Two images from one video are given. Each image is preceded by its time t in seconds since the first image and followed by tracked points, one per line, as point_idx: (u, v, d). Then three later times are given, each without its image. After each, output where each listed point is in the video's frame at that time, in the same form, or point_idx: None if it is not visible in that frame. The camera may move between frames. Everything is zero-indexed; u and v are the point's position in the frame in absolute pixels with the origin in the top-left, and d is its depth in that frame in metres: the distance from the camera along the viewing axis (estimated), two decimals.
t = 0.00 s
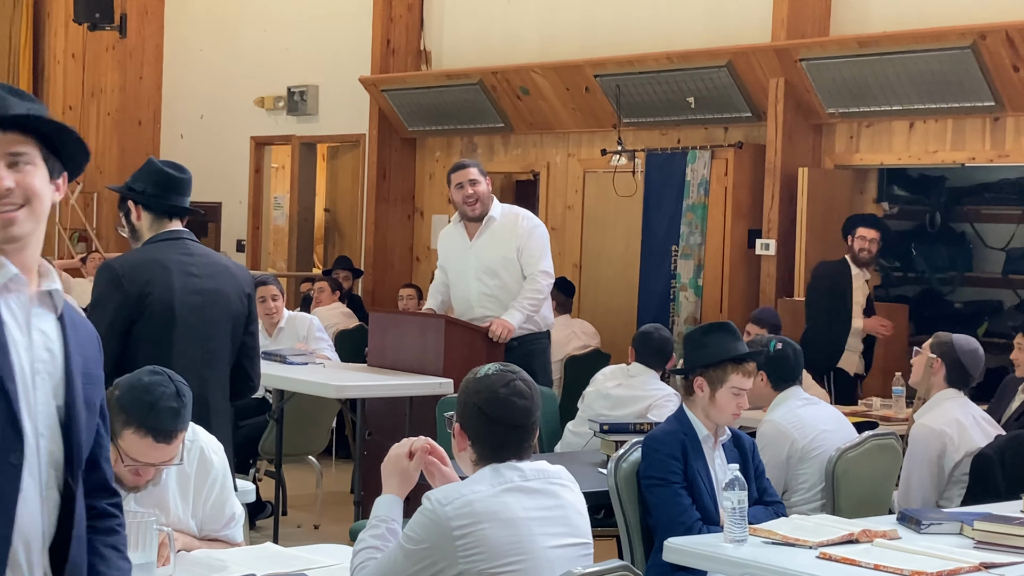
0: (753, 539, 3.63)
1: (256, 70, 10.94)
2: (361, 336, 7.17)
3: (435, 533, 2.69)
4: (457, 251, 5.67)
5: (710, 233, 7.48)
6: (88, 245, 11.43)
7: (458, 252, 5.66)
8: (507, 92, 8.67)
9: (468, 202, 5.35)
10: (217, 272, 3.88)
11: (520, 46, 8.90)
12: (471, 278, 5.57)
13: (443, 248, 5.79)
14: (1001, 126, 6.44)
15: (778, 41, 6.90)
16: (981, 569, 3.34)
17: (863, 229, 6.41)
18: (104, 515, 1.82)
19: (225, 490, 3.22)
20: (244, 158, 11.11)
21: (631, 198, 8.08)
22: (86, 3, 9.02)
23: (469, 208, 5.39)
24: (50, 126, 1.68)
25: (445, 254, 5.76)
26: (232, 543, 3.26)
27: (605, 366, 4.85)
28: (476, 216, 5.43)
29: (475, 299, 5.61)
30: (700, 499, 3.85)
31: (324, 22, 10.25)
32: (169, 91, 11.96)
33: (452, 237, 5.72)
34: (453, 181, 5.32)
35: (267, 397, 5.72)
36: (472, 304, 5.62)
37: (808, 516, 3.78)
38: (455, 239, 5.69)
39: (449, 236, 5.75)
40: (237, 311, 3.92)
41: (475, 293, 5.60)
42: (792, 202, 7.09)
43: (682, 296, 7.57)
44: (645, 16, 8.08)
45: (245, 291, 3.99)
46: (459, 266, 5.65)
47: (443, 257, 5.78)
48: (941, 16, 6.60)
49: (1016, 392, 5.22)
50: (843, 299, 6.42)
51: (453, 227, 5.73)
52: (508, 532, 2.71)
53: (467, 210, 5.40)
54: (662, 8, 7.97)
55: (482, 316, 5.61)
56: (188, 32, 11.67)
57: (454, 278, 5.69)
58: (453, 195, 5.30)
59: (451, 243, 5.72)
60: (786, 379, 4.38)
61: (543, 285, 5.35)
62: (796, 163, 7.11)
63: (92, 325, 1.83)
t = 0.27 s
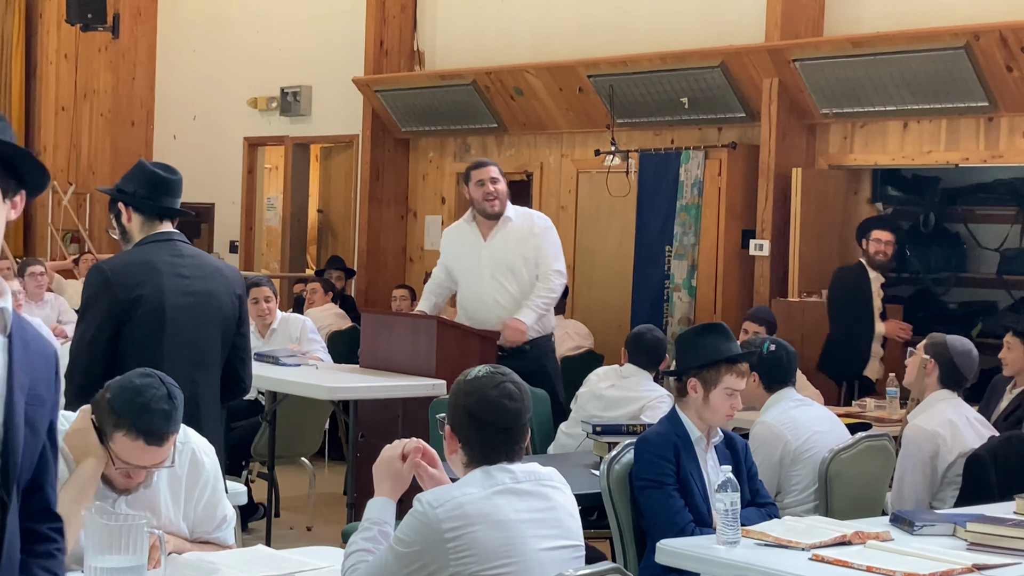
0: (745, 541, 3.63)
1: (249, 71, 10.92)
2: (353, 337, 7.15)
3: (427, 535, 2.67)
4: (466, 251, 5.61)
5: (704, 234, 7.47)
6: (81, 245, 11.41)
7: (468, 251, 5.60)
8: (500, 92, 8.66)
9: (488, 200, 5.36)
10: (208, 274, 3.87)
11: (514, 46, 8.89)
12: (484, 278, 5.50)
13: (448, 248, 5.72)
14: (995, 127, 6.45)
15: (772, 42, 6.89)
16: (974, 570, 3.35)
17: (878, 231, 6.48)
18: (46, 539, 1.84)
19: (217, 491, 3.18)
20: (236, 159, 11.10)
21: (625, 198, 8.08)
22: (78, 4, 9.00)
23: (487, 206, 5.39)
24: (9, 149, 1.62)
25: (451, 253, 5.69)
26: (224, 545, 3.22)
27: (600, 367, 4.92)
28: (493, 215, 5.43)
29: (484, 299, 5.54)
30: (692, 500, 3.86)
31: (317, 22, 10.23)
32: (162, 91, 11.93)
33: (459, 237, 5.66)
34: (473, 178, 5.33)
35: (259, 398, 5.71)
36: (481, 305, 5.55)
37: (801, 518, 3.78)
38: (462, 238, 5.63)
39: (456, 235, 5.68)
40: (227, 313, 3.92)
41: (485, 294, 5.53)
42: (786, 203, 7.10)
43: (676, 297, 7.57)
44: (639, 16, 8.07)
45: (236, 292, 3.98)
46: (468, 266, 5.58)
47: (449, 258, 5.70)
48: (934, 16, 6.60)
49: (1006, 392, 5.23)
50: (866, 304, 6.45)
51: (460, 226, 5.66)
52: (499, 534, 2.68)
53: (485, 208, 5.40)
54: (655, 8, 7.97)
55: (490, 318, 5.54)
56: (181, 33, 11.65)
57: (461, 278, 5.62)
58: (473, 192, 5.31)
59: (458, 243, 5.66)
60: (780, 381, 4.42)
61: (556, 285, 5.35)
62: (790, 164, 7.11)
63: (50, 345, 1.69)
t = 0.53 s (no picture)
0: (732, 540, 3.62)
1: (235, 69, 10.88)
2: (339, 337, 7.13)
3: (413, 537, 2.64)
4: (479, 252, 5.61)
5: (691, 233, 7.47)
6: (66, 246, 11.31)
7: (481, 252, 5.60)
8: (488, 91, 8.65)
9: (511, 202, 5.42)
10: (191, 274, 3.85)
11: (501, 45, 8.87)
12: (504, 280, 5.52)
13: (457, 248, 5.71)
14: (982, 125, 6.46)
15: (759, 41, 6.89)
16: (961, 569, 3.35)
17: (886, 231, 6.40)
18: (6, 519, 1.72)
19: (201, 492, 3.16)
20: (222, 158, 11.06)
21: (613, 197, 8.05)
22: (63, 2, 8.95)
23: (507, 208, 5.44)
24: None
25: (461, 254, 5.69)
26: (209, 547, 3.21)
27: (587, 366, 4.95)
28: (513, 217, 5.49)
29: (498, 300, 5.54)
30: (679, 500, 3.86)
31: (303, 20, 10.19)
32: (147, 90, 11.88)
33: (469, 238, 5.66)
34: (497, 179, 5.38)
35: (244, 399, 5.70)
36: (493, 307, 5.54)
37: (788, 517, 3.78)
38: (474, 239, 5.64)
39: (465, 235, 5.69)
40: (212, 313, 3.90)
41: (499, 294, 5.54)
42: (773, 202, 7.10)
43: (664, 296, 7.57)
44: (626, 14, 8.05)
45: (220, 292, 3.96)
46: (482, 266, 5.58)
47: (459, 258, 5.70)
48: (921, 15, 6.61)
49: (988, 389, 5.24)
50: (877, 304, 6.33)
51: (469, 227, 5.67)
52: (484, 534, 2.66)
53: (505, 209, 5.45)
54: (642, 6, 7.96)
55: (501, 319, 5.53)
56: (167, 31, 11.60)
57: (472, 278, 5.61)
58: (500, 192, 5.34)
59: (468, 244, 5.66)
60: (767, 381, 4.47)
61: (579, 291, 5.61)
62: (777, 163, 7.11)
63: None
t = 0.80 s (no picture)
0: (714, 535, 3.62)
1: (218, 65, 10.85)
2: (323, 334, 7.12)
3: (392, 532, 2.62)
4: (501, 247, 5.77)
5: (675, 229, 7.48)
6: (48, 242, 11.39)
7: (504, 248, 5.76)
8: (472, 87, 8.65)
9: (547, 199, 5.60)
10: (170, 269, 3.83)
11: (486, 41, 8.86)
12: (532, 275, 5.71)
13: (474, 242, 5.84)
14: (965, 122, 6.48)
15: (742, 37, 6.91)
16: (942, 564, 3.36)
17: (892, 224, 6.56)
18: None
19: (183, 489, 3.11)
20: (205, 154, 11.03)
21: (595, 193, 7.88)
22: None
23: (540, 205, 5.63)
24: None
25: (479, 248, 5.82)
26: (191, 544, 3.16)
27: (570, 362, 5.04)
28: (544, 215, 5.68)
29: (521, 294, 5.70)
30: (662, 495, 3.86)
31: (287, 16, 10.16)
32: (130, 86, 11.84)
33: (489, 232, 5.81)
34: (537, 175, 5.55)
35: (227, 395, 5.68)
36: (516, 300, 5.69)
37: (769, 512, 3.78)
38: (495, 234, 5.79)
39: (485, 230, 5.82)
40: (192, 308, 3.88)
41: (522, 289, 5.71)
42: (756, 199, 7.12)
43: (647, 292, 7.58)
44: (610, 10, 8.05)
45: (200, 287, 3.94)
46: (507, 262, 5.74)
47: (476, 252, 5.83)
48: (903, 11, 6.63)
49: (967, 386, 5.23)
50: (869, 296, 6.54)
51: (490, 222, 5.82)
52: (465, 529, 2.63)
53: (538, 206, 5.63)
54: (626, 2, 7.97)
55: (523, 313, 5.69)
56: (150, 27, 11.55)
57: (494, 272, 5.76)
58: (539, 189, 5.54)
59: (489, 238, 5.80)
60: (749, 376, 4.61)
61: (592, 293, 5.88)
62: (760, 159, 7.13)
63: None
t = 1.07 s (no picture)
0: (695, 532, 3.62)
1: (202, 62, 10.81)
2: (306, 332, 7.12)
3: (372, 529, 2.60)
4: (520, 242, 5.74)
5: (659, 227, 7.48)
6: (30, 240, 11.24)
7: (523, 243, 5.74)
8: (455, 84, 8.64)
9: (561, 201, 5.61)
10: (150, 266, 3.82)
11: (469, 39, 8.85)
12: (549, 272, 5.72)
13: (489, 236, 5.79)
14: (947, 119, 6.50)
15: (725, 34, 6.93)
16: (922, 559, 3.37)
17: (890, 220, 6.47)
18: None
19: (162, 486, 3.08)
20: (188, 152, 11.01)
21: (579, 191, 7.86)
22: None
23: (553, 207, 5.64)
24: None
25: (496, 242, 5.78)
26: (171, 542, 3.13)
27: (552, 361, 5.07)
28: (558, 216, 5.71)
29: (543, 289, 5.71)
30: (643, 491, 3.88)
31: (270, 13, 10.14)
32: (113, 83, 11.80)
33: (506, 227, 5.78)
34: (550, 178, 5.53)
35: (208, 393, 5.67)
36: (538, 296, 5.70)
37: (750, 509, 3.79)
38: (512, 229, 5.77)
39: (501, 224, 5.78)
40: (173, 305, 3.87)
41: (543, 284, 5.71)
42: (739, 197, 7.14)
43: (631, 290, 7.58)
44: (594, 7, 8.05)
45: (181, 284, 3.93)
46: (526, 258, 5.72)
47: (492, 245, 5.78)
48: (885, 9, 6.64)
49: (949, 382, 5.26)
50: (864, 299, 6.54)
51: (506, 217, 5.78)
52: (445, 526, 2.62)
53: (551, 210, 5.65)
54: None
55: (543, 309, 5.70)
56: (133, 24, 11.51)
57: (513, 267, 5.73)
58: (554, 192, 5.53)
59: (506, 233, 5.77)
60: (731, 372, 4.69)
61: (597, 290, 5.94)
62: (743, 157, 7.14)
63: None
